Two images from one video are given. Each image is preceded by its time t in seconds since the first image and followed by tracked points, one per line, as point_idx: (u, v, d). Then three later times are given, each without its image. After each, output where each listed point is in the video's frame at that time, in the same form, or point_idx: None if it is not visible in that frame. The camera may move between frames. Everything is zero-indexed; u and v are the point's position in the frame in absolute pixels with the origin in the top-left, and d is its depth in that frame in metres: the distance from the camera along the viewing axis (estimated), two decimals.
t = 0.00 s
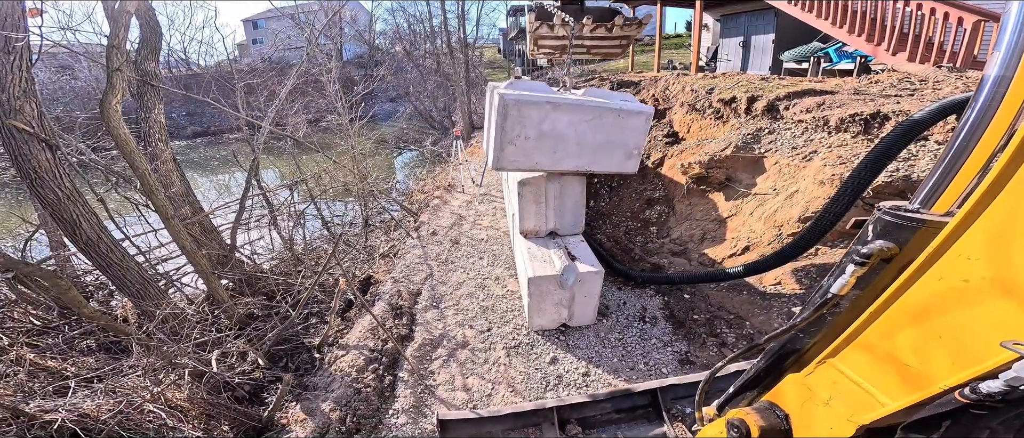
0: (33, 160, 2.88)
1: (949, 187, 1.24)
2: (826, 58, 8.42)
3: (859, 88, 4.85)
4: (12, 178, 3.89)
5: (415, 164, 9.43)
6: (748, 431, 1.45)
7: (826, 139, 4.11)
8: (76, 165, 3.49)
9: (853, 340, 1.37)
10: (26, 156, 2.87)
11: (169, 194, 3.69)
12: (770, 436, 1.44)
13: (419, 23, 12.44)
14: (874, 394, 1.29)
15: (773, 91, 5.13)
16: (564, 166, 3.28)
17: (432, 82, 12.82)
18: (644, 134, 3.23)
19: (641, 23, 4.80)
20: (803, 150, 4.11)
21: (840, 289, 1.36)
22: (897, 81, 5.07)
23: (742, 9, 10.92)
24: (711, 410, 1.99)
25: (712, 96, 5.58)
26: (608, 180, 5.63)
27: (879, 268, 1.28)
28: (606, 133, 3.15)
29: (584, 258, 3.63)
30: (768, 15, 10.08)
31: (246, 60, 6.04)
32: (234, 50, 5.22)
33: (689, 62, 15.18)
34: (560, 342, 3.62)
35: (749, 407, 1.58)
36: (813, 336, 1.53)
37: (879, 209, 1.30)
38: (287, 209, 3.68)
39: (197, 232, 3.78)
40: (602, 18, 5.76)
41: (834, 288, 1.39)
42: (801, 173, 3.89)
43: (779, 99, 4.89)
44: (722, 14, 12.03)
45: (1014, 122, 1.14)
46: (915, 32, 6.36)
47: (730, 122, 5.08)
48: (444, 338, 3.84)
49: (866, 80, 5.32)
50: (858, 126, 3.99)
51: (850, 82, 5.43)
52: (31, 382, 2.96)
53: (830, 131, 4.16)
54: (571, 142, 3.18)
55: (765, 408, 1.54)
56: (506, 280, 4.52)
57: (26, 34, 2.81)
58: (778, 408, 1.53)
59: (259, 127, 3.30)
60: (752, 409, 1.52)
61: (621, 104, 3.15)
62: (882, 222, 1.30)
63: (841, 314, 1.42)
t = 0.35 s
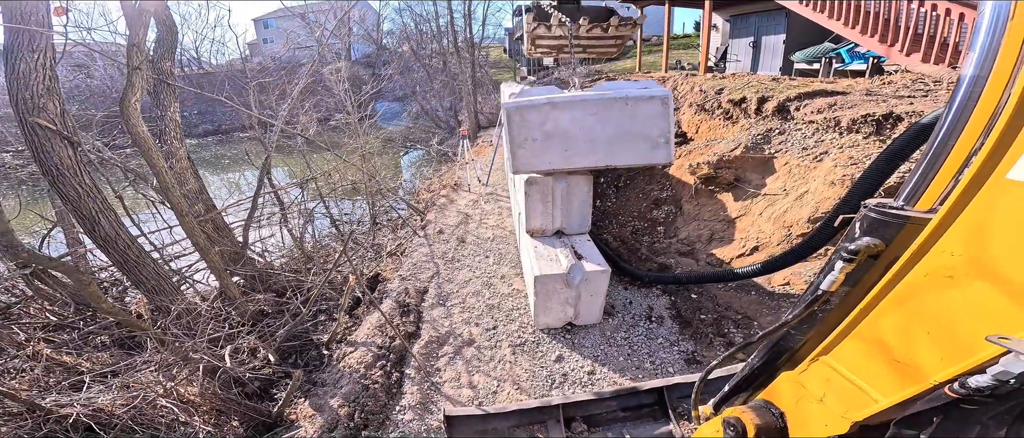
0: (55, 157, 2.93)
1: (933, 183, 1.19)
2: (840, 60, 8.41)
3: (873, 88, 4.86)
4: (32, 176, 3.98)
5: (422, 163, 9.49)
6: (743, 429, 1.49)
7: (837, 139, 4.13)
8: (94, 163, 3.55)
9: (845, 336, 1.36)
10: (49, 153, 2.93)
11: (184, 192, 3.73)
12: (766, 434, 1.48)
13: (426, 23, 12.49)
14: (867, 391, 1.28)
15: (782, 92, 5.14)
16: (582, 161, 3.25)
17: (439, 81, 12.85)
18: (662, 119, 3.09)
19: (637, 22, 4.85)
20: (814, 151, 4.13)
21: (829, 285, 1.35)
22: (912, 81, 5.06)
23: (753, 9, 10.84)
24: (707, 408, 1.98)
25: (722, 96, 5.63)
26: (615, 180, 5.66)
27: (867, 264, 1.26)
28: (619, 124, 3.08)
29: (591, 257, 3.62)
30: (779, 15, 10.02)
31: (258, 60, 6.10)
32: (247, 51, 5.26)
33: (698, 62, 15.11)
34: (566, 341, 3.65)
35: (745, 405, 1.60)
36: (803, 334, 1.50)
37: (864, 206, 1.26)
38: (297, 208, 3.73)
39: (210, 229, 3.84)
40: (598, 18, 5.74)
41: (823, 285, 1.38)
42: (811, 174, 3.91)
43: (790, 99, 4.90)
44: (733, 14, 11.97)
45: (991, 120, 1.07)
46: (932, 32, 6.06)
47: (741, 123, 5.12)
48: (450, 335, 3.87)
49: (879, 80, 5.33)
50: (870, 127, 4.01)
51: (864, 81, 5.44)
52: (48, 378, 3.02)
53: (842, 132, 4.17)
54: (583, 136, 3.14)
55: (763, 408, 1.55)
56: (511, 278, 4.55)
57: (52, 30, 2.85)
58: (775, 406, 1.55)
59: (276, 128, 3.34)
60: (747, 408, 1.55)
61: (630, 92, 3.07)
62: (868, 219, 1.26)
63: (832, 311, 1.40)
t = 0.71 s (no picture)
0: (83, 153, 2.98)
1: (955, 184, 1.21)
2: (864, 61, 8.35)
3: (898, 91, 4.82)
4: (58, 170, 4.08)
5: (431, 162, 9.52)
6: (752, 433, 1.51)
7: (860, 142, 4.11)
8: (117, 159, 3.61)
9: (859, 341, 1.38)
10: (78, 150, 2.98)
11: (203, 187, 3.80)
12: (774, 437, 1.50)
13: (439, 21, 12.52)
14: (880, 395, 1.31)
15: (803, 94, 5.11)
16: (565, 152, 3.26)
17: (451, 80, 12.87)
18: (650, 127, 3.03)
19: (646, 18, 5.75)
20: (835, 154, 4.13)
21: (844, 289, 1.36)
22: (939, 84, 5.02)
23: (773, 9, 10.65)
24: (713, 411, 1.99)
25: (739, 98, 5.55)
26: (626, 182, 5.70)
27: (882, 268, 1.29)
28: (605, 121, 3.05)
29: (601, 257, 3.66)
30: (800, 16, 9.83)
31: (276, 57, 6.16)
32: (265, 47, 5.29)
33: (714, 63, 14.91)
34: (573, 341, 3.66)
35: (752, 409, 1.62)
36: (817, 340, 1.50)
37: (881, 209, 1.28)
38: (312, 205, 3.82)
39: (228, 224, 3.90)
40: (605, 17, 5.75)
41: (837, 288, 1.38)
42: (832, 176, 3.91)
43: (811, 101, 4.87)
44: (751, 15, 11.83)
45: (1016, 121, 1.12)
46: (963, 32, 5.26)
47: (760, 123, 5.08)
48: (458, 333, 3.89)
49: (907, 83, 5.29)
50: (894, 130, 3.99)
51: (892, 83, 5.38)
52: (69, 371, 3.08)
53: (865, 134, 4.16)
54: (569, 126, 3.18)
55: (771, 412, 1.58)
56: (520, 278, 4.58)
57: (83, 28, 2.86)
58: (782, 410, 1.58)
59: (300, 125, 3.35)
60: (755, 411, 1.58)
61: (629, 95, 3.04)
62: (885, 221, 1.28)
63: (845, 316, 1.42)
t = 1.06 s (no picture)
0: (122, 148, 3.11)
1: (931, 181, 1.26)
2: (890, 62, 8.34)
3: (924, 93, 4.81)
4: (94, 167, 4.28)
5: (444, 161, 9.60)
6: (746, 429, 1.49)
7: (885, 144, 4.11)
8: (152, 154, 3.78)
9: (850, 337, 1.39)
10: (118, 143, 3.11)
11: (229, 184, 3.91)
12: (769, 436, 1.47)
13: (453, 21, 12.58)
14: (869, 391, 1.30)
15: (827, 95, 5.15)
16: (563, 151, 3.56)
17: (463, 79, 12.94)
18: (637, 124, 3.31)
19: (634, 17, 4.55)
20: (859, 155, 4.13)
21: (830, 284, 1.39)
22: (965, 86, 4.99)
23: (795, 9, 10.50)
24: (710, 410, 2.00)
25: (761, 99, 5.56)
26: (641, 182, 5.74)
27: (867, 262, 1.32)
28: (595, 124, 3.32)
29: (615, 257, 3.65)
30: (824, 16, 9.68)
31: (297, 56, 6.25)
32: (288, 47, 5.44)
33: (733, 63, 14.76)
34: (585, 339, 3.67)
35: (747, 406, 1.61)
36: (809, 333, 1.53)
37: (863, 205, 1.32)
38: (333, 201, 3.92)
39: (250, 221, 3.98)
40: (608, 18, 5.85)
41: (824, 282, 1.41)
42: (855, 177, 3.91)
43: (834, 103, 4.90)
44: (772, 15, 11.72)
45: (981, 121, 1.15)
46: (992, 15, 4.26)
47: (782, 125, 5.07)
48: (470, 329, 3.92)
49: (936, 84, 5.28)
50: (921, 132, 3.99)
51: (919, 85, 5.34)
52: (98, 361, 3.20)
53: (890, 136, 4.16)
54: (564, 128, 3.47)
55: (765, 408, 1.55)
56: (531, 275, 4.60)
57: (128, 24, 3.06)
58: (777, 407, 1.55)
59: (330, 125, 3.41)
60: (751, 409, 1.55)
61: (616, 97, 3.30)
62: (867, 217, 1.32)
63: (835, 309, 1.45)
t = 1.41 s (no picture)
0: (150, 143, 3.24)
1: (916, 178, 1.24)
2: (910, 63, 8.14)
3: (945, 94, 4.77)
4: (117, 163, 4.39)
5: (453, 160, 9.65)
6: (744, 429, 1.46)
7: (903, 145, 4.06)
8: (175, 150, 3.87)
9: (843, 335, 1.41)
10: (146, 140, 3.24)
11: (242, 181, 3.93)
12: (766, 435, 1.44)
13: (463, 21, 12.62)
14: (864, 388, 1.33)
15: (844, 96, 5.13)
16: (575, 149, 3.57)
17: (473, 79, 12.99)
18: (648, 116, 3.49)
19: (631, 16, 5.38)
20: (877, 156, 4.09)
21: (822, 280, 1.41)
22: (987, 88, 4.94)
23: (812, 10, 10.42)
24: (708, 409, 1.95)
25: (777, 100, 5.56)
26: (652, 183, 5.77)
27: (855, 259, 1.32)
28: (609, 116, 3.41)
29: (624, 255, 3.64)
30: (843, 17, 9.58)
31: (313, 55, 6.31)
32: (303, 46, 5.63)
33: (749, 65, 14.62)
34: (593, 337, 3.64)
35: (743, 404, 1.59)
36: (802, 331, 1.54)
37: (851, 203, 1.33)
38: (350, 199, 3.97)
39: (264, 217, 4.04)
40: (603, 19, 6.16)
41: (817, 279, 1.43)
42: (872, 179, 3.83)
43: (852, 104, 4.88)
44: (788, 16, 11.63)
45: (964, 118, 1.14)
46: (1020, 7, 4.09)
47: (798, 126, 5.05)
48: (479, 326, 3.91)
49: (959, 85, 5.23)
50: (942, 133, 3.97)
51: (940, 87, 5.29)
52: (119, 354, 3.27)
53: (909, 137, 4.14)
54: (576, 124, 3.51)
55: (761, 406, 1.53)
56: (540, 274, 4.59)
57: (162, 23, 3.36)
58: (774, 405, 1.53)
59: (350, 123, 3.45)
60: (747, 407, 1.52)
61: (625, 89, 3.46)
62: (855, 215, 1.32)
63: (826, 307, 1.46)
